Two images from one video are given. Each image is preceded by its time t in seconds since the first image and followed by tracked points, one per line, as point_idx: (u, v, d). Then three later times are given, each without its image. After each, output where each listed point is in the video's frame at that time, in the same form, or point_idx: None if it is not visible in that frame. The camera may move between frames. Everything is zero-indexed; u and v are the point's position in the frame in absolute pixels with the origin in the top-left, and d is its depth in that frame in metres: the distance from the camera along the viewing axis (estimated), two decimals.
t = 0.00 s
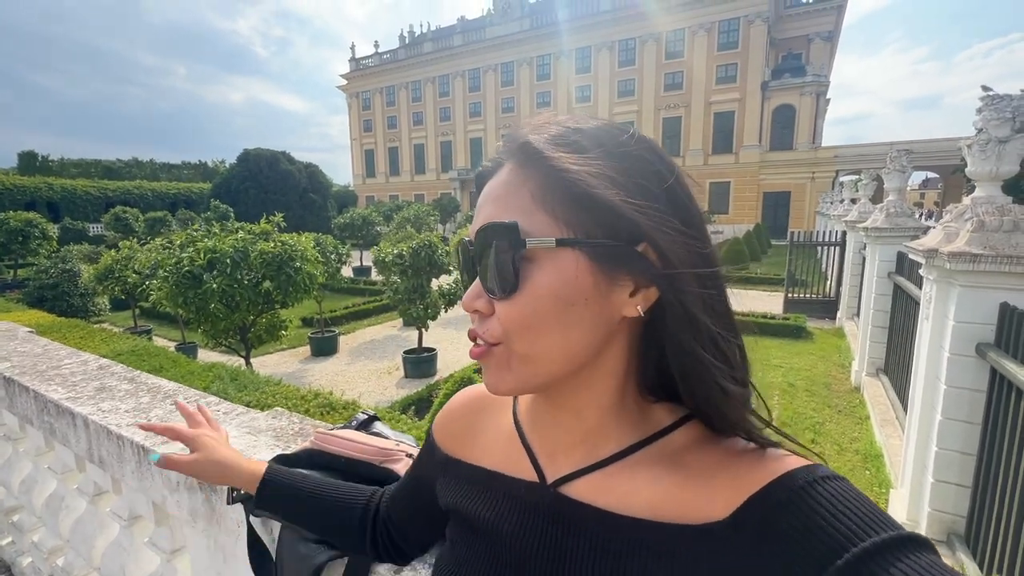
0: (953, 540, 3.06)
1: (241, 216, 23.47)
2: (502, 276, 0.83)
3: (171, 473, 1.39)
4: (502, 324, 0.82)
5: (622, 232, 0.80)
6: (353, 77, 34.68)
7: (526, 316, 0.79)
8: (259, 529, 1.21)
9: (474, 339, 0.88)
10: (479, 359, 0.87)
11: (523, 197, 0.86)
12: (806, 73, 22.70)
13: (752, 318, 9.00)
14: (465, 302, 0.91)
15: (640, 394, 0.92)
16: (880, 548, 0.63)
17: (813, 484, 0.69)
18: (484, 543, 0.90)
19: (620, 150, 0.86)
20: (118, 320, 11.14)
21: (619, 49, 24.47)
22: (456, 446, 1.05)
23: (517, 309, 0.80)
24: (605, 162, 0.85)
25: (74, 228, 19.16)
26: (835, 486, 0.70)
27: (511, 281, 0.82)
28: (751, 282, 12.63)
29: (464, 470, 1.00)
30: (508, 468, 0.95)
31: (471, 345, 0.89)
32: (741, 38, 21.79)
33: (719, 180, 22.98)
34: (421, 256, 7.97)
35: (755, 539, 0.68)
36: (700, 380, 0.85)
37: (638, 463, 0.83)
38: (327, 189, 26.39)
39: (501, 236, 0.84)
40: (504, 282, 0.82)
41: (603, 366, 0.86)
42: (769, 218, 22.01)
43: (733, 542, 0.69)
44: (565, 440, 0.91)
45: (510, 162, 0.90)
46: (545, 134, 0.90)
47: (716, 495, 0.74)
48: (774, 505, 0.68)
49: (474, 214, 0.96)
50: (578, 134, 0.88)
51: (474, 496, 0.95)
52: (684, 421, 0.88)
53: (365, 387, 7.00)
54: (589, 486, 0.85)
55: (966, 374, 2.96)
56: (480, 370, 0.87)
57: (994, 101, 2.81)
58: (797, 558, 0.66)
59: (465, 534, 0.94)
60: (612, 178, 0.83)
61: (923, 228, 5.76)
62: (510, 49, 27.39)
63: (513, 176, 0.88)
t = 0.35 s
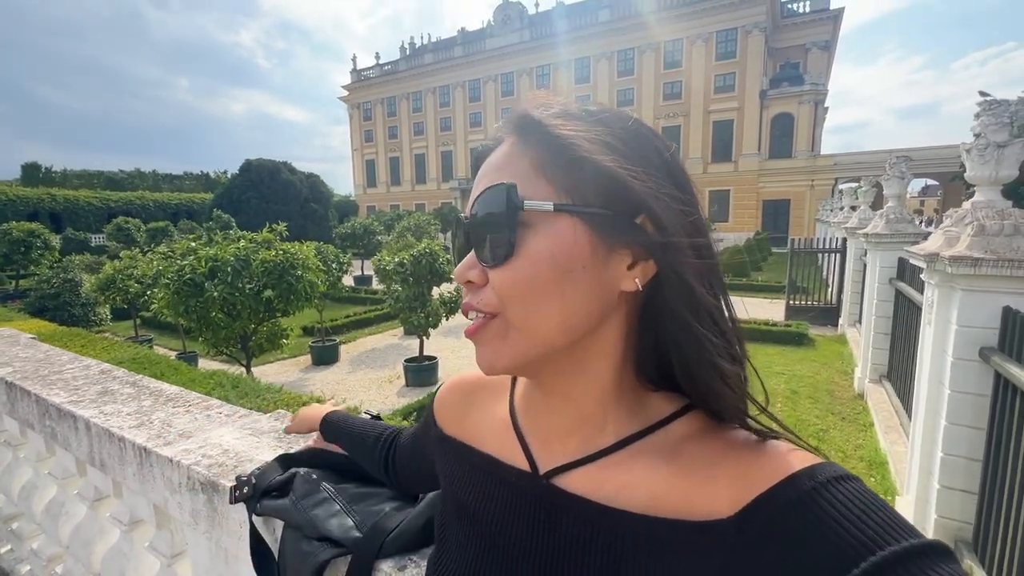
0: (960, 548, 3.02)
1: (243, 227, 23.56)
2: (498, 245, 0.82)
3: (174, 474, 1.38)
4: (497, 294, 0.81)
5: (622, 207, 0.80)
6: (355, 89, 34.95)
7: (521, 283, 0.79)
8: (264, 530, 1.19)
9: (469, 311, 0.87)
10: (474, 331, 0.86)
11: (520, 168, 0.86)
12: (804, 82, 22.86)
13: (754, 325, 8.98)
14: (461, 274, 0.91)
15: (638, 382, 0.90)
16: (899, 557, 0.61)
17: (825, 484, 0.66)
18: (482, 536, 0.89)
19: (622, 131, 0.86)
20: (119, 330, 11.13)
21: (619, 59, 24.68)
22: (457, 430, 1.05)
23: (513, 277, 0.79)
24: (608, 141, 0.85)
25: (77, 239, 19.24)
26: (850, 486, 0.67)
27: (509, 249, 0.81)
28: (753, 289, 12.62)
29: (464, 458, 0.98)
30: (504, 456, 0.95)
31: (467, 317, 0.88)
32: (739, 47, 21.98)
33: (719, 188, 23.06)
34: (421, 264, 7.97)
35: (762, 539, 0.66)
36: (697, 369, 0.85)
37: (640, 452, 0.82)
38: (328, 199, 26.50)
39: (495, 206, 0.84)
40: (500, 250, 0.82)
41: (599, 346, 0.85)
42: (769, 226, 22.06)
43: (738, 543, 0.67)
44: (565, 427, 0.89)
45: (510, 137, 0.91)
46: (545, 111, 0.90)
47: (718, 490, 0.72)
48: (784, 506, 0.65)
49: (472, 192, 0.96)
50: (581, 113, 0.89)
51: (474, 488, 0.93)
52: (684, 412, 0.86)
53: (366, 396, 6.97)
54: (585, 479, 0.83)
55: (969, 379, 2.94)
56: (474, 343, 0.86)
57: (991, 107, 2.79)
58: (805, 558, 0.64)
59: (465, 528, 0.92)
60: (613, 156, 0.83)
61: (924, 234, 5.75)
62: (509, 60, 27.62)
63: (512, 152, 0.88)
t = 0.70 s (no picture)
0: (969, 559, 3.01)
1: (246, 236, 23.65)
2: (628, 221, 0.81)
3: (186, 482, 1.39)
4: (634, 268, 0.78)
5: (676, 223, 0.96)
6: (357, 100, 35.23)
7: (661, 263, 0.80)
8: (277, 538, 1.20)
9: (583, 285, 0.79)
10: (595, 303, 0.78)
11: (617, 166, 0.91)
12: (804, 92, 23.00)
13: (756, 334, 8.98)
14: (562, 246, 0.82)
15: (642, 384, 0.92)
16: (891, 548, 0.62)
17: (820, 481, 0.66)
18: (496, 538, 0.90)
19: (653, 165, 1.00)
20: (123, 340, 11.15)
21: (619, 70, 24.89)
22: (472, 438, 1.04)
23: (651, 253, 0.80)
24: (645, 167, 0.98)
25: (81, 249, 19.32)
26: (842, 482, 0.67)
27: (637, 227, 0.82)
28: (755, 298, 12.62)
29: (476, 464, 0.99)
30: (520, 460, 0.94)
31: (580, 289, 0.79)
32: (738, 58, 22.15)
33: (720, 197, 23.14)
34: (425, 273, 7.99)
35: (764, 533, 0.68)
36: (701, 371, 0.91)
37: (650, 453, 0.81)
38: (331, 210, 26.59)
39: (626, 185, 0.84)
40: (634, 225, 0.81)
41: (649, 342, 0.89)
42: (771, 235, 22.10)
43: (741, 536, 0.69)
44: (579, 429, 0.88)
45: (588, 140, 0.95)
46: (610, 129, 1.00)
47: (720, 488, 0.72)
48: (779, 504, 0.67)
49: (546, 171, 0.91)
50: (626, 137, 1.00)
51: (487, 492, 0.94)
52: (683, 416, 0.84)
53: (369, 406, 6.96)
54: (599, 480, 0.83)
55: (975, 387, 2.94)
56: (589, 320, 0.77)
57: (991, 117, 2.81)
58: (804, 550, 0.66)
59: (482, 536, 0.92)
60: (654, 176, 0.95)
61: (925, 242, 5.76)
62: (510, 71, 27.84)
63: (599, 152, 0.93)
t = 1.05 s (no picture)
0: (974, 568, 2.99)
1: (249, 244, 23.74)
2: (589, 259, 0.81)
3: (185, 486, 1.40)
4: (592, 307, 0.80)
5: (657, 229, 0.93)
6: (361, 108, 35.45)
7: (621, 301, 0.81)
8: (273, 540, 1.20)
9: (545, 321, 0.82)
10: (550, 340, 0.81)
11: (604, 189, 0.89)
12: (805, 99, 23.07)
13: (759, 342, 8.95)
14: (527, 279, 0.85)
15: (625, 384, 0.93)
16: (854, 532, 0.63)
17: (788, 471, 0.67)
18: (483, 536, 0.91)
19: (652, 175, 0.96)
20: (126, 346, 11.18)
21: (620, 78, 25.05)
22: (462, 440, 1.05)
23: (612, 294, 0.80)
24: (643, 180, 0.95)
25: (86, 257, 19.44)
26: (808, 471, 0.68)
27: (604, 263, 0.82)
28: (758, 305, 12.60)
29: (465, 467, 1.00)
30: (505, 459, 0.96)
31: (537, 326, 0.82)
32: (739, 66, 22.24)
33: (722, 204, 23.17)
34: (427, 280, 8.00)
35: (737, 524, 0.69)
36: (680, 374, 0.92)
37: (630, 451, 0.82)
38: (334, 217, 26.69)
39: (591, 223, 0.84)
40: (597, 263, 0.81)
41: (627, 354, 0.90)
42: (773, 242, 22.08)
43: (714, 526, 0.70)
44: (563, 430, 0.90)
45: (578, 151, 0.92)
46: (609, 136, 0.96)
47: (699, 479, 0.73)
48: (749, 491, 0.68)
49: (522, 194, 0.91)
50: (625, 144, 0.95)
51: (476, 491, 0.95)
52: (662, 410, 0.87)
53: (370, 413, 6.97)
54: (580, 477, 0.84)
55: (977, 395, 2.93)
56: (550, 354, 0.81)
57: (991, 124, 2.81)
58: (771, 540, 0.67)
59: (471, 539, 0.92)
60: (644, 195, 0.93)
61: (928, 249, 5.74)
62: (512, 80, 28.02)
63: (585, 170, 0.90)
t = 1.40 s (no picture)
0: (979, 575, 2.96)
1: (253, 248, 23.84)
2: (590, 279, 0.81)
3: (182, 488, 1.40)
4: (588, 325, 0.80)
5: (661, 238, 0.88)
6: (365, 114, 35.62)
7: (617, 322, 0.81)
8: (268, 541, 1.20)
9: (541, 335, 0.82)
10: (545, 354, 0.82)
11: (610, 206, 0.85)
12: (808, 104, 23.06)
13: (762, 346, 8.93)
14: (525, 291, 0.85)
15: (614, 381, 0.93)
16: (829, 517, 0.63)
17: (766, 464, 0.67)
18: (468, 527, 0.90)
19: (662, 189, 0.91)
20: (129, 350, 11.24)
21: (623, 84, 25.13)
22: (452, 436, 1.05)
23: (609, 313, 0.80)
24: (652, 194, 0.89)
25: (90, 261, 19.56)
26: (786, 464, 0.68)
27: (603, 284, 0.81)
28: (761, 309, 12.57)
29: (455, 461, 1.00)
30: (493, 452, 0.96)
31: (535, 340, 0.82)
32: (742, 70, 22.26)
33: (725, 208, 23.14)
34: (429, 284, 8.01)
35: (717, 510, 0.68)
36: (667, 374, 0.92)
37: (616, 446, 0.82)
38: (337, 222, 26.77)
39: (594, 242, 0.81)
40: (595, 282, 0.81)
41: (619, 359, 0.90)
42: (776, 246, 22.02)
43: (693, 514, 0.69)
44: (550, 426, 0.90)
45: (584, 160, 0.86)
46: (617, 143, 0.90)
47: (684, 469, 0.73)
48: (731, 483, 0.67)
49: (524, 201, 0.88)
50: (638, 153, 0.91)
51: (465, 486, 0.94)
52: (651, 406, 0.87)
53: (372, 417, 6.97)
54: (568, 469, 0.84)
55: (982, 399, 2.91)
56: (546, 367, 0.82)
57: (993, 127, 2.80)
58: (750, 531, 0.66)
59: (458, 534, 0.91)
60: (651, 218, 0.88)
61: (932, 252, 5.69)
62: (515, 85, 28.12)
63: (595, 181, 0.85)
